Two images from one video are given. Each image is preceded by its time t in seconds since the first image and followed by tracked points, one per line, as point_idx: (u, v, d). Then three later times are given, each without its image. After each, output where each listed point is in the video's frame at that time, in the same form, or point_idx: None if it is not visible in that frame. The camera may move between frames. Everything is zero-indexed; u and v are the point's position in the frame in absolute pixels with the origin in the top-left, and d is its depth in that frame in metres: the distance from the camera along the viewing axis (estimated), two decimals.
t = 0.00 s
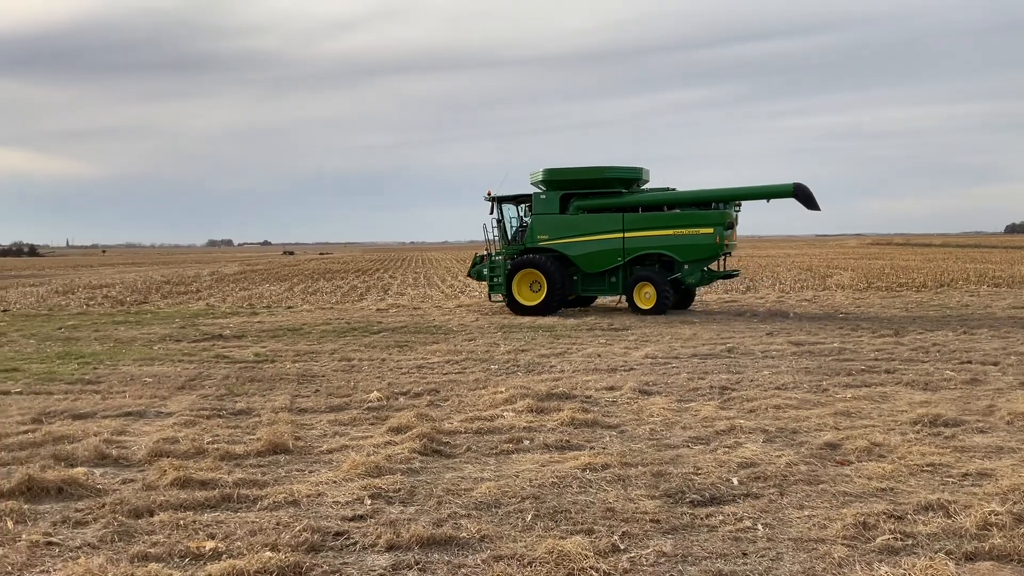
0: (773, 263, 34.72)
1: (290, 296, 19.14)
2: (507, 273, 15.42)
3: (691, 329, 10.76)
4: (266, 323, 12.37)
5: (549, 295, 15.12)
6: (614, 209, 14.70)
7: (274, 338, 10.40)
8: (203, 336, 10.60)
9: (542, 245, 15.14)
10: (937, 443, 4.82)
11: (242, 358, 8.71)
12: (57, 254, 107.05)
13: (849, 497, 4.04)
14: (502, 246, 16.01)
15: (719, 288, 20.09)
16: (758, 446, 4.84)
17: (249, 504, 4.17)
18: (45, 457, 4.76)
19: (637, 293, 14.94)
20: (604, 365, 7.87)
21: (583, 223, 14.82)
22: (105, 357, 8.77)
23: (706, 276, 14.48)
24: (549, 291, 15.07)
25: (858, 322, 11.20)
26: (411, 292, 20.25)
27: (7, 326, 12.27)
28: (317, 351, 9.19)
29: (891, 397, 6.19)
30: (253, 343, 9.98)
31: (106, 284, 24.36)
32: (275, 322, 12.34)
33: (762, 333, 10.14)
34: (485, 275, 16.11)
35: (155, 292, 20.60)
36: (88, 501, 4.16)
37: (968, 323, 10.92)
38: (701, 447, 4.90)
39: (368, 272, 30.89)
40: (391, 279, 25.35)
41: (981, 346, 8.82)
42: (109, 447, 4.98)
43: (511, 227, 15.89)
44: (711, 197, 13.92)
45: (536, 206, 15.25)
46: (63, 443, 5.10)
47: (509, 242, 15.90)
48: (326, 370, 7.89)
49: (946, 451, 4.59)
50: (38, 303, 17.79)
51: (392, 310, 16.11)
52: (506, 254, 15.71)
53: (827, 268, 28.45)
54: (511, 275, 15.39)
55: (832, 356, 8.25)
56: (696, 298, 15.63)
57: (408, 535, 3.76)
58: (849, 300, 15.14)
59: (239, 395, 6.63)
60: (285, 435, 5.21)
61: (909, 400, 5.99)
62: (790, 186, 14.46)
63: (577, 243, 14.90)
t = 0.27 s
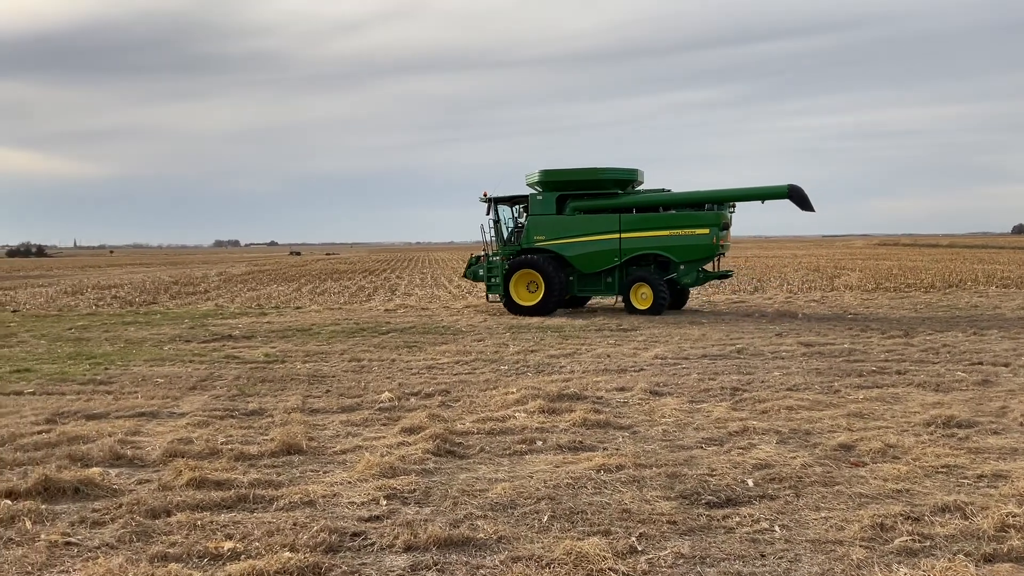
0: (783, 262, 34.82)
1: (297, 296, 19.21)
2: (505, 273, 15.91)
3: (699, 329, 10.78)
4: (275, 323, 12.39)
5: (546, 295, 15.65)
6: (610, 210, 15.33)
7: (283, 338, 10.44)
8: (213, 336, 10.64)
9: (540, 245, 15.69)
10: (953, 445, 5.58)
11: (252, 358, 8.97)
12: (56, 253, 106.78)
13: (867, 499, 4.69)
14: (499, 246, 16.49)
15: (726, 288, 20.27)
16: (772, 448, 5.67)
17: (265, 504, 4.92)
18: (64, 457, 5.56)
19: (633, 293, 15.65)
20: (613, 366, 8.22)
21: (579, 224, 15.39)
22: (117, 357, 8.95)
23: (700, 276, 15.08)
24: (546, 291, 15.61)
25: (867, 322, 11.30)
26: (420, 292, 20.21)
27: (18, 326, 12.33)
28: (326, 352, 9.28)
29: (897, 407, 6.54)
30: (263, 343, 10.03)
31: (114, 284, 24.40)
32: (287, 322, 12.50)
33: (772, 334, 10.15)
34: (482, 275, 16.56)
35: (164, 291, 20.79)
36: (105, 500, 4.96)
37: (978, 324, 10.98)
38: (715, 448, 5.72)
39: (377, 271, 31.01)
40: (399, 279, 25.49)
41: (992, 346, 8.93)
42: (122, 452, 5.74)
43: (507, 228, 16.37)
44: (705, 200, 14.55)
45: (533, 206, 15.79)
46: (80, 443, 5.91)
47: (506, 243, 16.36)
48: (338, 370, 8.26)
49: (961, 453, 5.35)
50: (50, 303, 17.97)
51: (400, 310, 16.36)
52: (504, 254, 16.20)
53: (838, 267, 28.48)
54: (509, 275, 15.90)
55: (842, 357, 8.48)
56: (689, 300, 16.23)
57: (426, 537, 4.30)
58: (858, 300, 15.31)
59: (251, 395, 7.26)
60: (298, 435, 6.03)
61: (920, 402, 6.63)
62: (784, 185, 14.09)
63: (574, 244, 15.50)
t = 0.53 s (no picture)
0: (785, 261, 34.71)
1: (302, 295, 19.12)
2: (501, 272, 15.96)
3: (706, 329, 10.73)
4: (281, 321, 12.31)
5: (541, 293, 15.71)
6: (604, 210, 15.42)
7: (289, 337, 10.36)
8: (219, 335, 10.60)
9: (534, 244, 15.74)
10: (962, 444, 5.65)
11: (259, 357, 8.92)
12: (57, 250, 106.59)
13: (876, 499, 4.87)
14: (493, 245, 16.52)
15: (732, 287, 20.22)
16: (781, 446, 5.76)
17: (274, 502, 5.07)
18: (74, 455, 5.64)
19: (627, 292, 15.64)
20: (620, 366, 8.21)
21: (574, 223, 15.48)
22: (124, 356, 8.92)
23: (694, 275, 15.25)
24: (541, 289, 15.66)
25: (873, 322, 11.21)
26: (424, 292, 20.06)
27: (25, 324, 12.27)
28: (332, 351, 9.27)
29: (906, 407, 6.57)
30: (270, 342, 9.99)
31: (117, 283, 24.28)
32: (294, 320, 12.48)
33: (778, 334, 10.13)
34: (476, 274, 16.58)
35: (170, 290, 20.78)
36: (116, 499, 5.08)
37: (985, 324, 10.99)
38: (725, 446, 5.81)
39: (379, 270, 30.51)
40: (403, 278, 25.30)
41: (999, 346, 8.95)
42: (132, 449, 5.80)
43: (501, 227, 16.41)
44: (698, 199, 14.70)
45: (527, 206, 15.84)
46: (89, 441, 5.94)
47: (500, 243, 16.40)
48: (345, 369, 8.27)
49: (970, 453, 5.44)
50: (53, 301, 17.87)
51: (407, 309, 16.34)
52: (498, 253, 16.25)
53: (842, 267, 28.38)
54: (504, 273, 15.95)
55: (848, 357, 8.50)
56: (680, 298, 16.33)
57: (436, 536, 4.48)
58: (864, 300, 15.16)
59: (259, 394, 7.24)
60: (308, 433, 6.07)
61: (929, 402, 6.65)
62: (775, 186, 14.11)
63: (569, 243, 15.57)
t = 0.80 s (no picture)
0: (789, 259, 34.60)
1: (306, 293, 19.12)
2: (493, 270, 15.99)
3: (710, 327, 10.69)
4: (285, 319, 12.30)
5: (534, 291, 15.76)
6: (597, 208, 15.49)
7: (293, 335, 10.34)
8: (223, 332, 10.61)
9: (527, 242, 15.78)
10: (967, 442, 5.67)
11: (263, 355, 8.93)
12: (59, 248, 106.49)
13: (882, 496, 4.93)
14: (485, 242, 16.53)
15: (736, 286, 20.17)
16: (787, 445, 5.77)
17: (281, 499, 5.10)
18: (80, 452, 5.66)
19: (619, 290, 15.66)
20: (624, 364, 8.21)
21: (567, 221, 15.54)
22: (128, 353, 8.93)
23: (685, 273, 15.39)
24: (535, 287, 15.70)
25: (877, 320, 11.15)
26: (428, 290, 20.03)
27: (30, 322, 12.27)
28: (337, 348, 9.28)
29: (911, 405, 6.58)
30: (274, 339, 10.00)
31: (120, 281, 24.27)
32: (298, 318, 12.49)
33: (782, 332, 10.12)
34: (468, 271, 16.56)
35: (174, 288, 20.80)
36: (122, 496, 5.11)
37: (989, 322, 10.98)
38: (730, 444, 5.84)
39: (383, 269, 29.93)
40: (407, 276, 25.24)
41: (1004, 344, 8.94)
42: (138, 447, 5.81)
43: (494, 224, 16.39)
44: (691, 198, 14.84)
45: (520, 204, 15.88)
46: (94, 438, 5.96)
47: (493, 239, 16.39)
48: (349, 366, 8.27)
49: (976, 451, 5.46)
50: (57, 298, 17.87)
51: (410, 307, 16.34)
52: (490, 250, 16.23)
53: (846, 265, 28.28)
54: (497, 271, 15.97)
55: (853, 355, 8.49)
56: (671, 293, 16.48)
57: (442, 533, 4.58)
58: (869, 300, 14.86)
59: (264, 391, 7.25)
60: (313, 430, 6.09)
61: (935, 400, 6.65)
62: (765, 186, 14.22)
63: (562, 240, 15.64)
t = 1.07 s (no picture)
0: (792, 256, 34.55)
1: (308, 290, 19.12)
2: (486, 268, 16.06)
3: (712, 325, 10.70)
4: (287, 316, 12.29)
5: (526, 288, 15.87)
6: (588, 205, 15.59)
7: (295, 332, 10.34)
8: (226, 329, 10.62)
9: (519, 239, 15.87)
10: (969, 439, 5.68)
11: (266, 351, 8.94)
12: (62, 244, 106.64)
13: (884, 493, 4.95)
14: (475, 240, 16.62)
15: (738, 283, 20.16)
16: (789, 441, 5.79)
17: (284, 495, 5.12)
18: (83, 448, 5.68)
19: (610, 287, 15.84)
20: (626, 361, 8.21)
21: (559, 218, 15.64)
22: (131, 350, 8.95)
23: (675, 270, 15.57)
24: (527, 284, 15.82)
25: (880, 318, 11.15)
26: (430, 286, 20.05)
27: (33, 318, 12.28)
28: (339, 345, 9.29)
29: (914, 402, 6.58)
30: (277, 336, 10.02)
31: (124, 277, 24.29)
32: (302, 315, 12.50)
33: (785, 329, 10.12)
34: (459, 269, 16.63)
35: (177, 284, 20.82)
36: (125, 492, 5.13)
37: (991, 320, 10.97)
38: (732, 441, 5.85)
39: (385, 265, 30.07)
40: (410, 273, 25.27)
41: (1006, 342, 8.94)
42: (142, 443, 5.83)
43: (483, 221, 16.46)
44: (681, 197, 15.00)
45: (511, 201, 15.97)
46: (98, 434, 5.98)
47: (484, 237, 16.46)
48: (351, 363, 8.29)
49: (978, 448, 5.47)
50: (60, 295, 17.90)
51: (413, 304, 16.35)
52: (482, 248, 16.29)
53: (849, 262, 28.25)
54: (489, 268, 16.06)
55: (855, 353, 8.50)
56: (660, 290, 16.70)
57: (445, 529, 4.63)
58: (870, 297, 14.95)
59: (266, 388, 7.28)
60: (316, 427, 6.11)
61: (937, 397, 6.66)
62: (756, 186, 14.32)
63: (554, 238, 15.73)
